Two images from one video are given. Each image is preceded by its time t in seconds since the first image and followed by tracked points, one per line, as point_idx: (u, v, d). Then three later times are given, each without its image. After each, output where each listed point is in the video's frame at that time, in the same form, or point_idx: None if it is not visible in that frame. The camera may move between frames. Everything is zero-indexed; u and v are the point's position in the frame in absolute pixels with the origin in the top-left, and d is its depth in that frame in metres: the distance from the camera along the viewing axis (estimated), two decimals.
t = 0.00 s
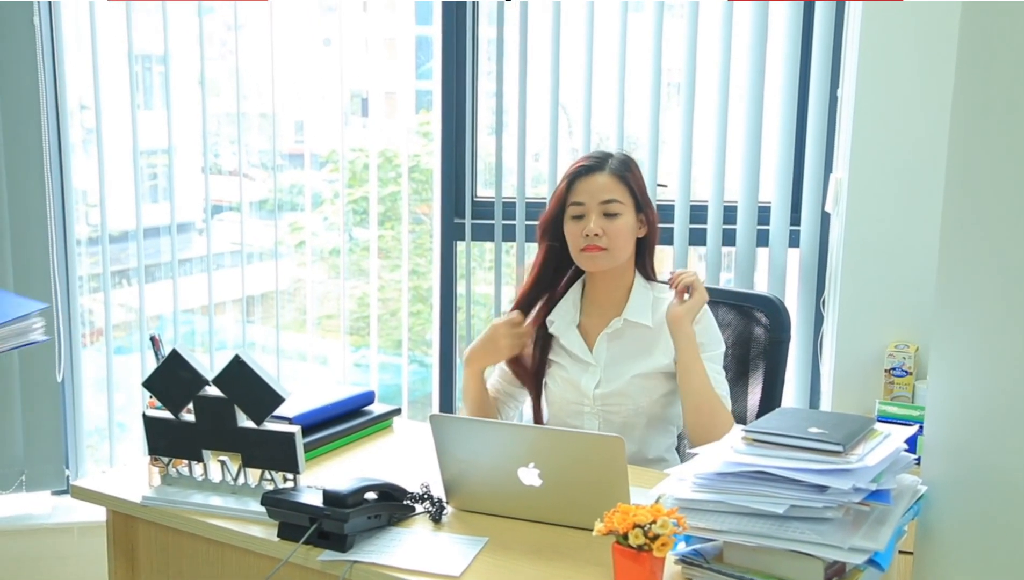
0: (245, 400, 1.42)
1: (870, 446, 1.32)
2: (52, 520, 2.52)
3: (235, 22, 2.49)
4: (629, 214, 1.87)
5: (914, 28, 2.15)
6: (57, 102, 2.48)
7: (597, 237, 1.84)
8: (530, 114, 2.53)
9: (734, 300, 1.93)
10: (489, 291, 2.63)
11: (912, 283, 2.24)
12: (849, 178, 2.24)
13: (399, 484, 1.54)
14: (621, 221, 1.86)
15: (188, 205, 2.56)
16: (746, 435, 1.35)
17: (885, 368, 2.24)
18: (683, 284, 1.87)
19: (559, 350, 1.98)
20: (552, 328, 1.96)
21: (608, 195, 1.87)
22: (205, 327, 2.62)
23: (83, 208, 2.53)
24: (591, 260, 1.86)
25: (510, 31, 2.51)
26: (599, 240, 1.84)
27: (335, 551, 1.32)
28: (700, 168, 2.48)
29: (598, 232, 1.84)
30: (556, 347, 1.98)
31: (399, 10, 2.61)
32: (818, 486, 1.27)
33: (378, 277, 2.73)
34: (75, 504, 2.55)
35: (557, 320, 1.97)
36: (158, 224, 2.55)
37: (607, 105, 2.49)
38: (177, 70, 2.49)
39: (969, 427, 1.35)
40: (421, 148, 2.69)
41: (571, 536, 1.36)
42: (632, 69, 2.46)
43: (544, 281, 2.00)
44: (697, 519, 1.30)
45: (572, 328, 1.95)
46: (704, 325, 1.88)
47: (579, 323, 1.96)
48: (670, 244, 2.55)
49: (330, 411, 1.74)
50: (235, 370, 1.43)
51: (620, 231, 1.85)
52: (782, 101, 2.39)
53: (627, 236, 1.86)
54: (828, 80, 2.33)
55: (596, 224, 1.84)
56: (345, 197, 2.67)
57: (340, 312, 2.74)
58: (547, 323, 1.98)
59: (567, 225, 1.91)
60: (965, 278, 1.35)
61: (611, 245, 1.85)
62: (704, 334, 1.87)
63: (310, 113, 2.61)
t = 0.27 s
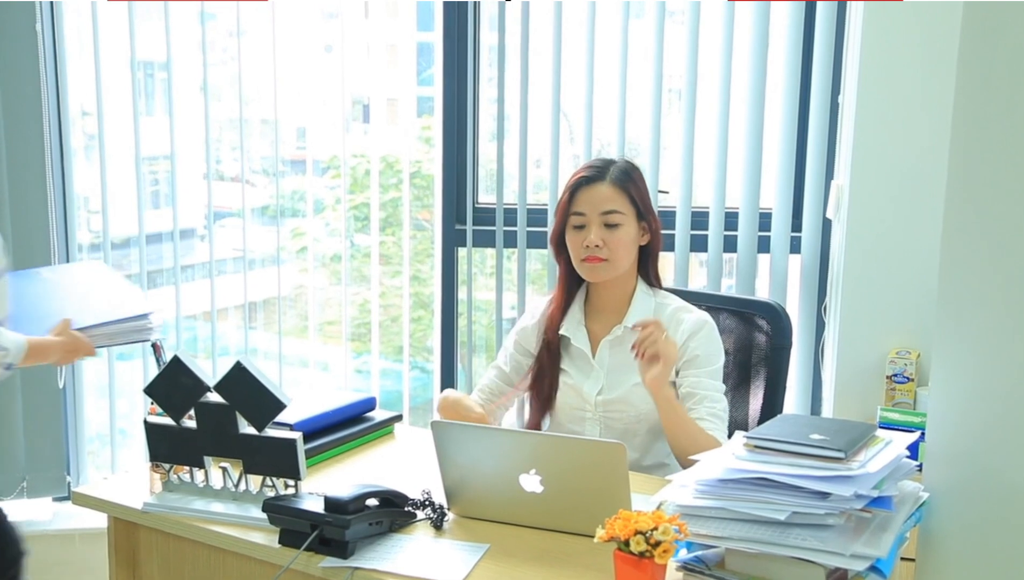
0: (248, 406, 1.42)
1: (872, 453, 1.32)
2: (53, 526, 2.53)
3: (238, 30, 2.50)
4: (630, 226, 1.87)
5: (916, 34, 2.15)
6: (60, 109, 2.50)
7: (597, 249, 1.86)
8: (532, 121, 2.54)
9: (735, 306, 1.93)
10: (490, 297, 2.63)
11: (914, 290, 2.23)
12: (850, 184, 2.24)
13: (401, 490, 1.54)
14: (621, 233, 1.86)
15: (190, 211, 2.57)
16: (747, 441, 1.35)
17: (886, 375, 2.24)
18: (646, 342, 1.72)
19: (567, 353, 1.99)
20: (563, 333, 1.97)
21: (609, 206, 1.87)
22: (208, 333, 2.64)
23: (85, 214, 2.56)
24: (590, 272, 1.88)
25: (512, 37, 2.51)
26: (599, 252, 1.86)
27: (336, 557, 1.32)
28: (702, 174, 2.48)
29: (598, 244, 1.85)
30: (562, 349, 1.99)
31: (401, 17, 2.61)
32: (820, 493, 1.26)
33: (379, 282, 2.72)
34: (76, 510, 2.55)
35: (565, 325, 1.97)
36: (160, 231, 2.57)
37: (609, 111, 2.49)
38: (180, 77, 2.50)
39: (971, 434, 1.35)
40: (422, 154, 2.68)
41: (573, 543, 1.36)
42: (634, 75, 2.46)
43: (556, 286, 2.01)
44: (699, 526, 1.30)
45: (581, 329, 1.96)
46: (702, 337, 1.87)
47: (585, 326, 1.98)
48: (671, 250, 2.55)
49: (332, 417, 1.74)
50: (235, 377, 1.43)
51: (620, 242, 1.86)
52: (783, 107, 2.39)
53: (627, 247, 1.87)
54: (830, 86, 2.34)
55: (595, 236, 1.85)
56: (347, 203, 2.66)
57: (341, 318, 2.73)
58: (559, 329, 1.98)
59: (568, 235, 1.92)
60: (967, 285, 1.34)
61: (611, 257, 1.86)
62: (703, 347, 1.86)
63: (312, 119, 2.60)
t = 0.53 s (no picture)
0: (249, 411, 1.42)
1: (873, 459, 1.32)
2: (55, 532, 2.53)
3: (240, 35, 2.52)
4: (631, 236, 1.87)
5: (917, 40, 2.15)
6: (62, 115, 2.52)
7: (597, 260, 1.86)
8: (533, 126, 2.54)
9: (738, 312, 1.93)
10: (491, 302, 2.63)
11: (915, 295, 2.24)
12: (852, 189, 2.24)
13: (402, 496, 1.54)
14: (621, 244, 1.86)
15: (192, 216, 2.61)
16: (750, 447, 1.35)
17: (888, 380, 2.24)
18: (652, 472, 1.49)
19: (569, 352, 1.98)
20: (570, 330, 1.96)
21: (609, 217, 1.86)
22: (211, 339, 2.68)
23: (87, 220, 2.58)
24: (592, 282, 1.88)
25: (513, 42, 2.51)
26: (600, 263, 1.86)
27: (338, 563, 1.32)
28: (703, 179, 2.48)
29: (599, 256, 1.85)
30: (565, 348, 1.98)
31: (402, 22, 2.60)
32: (821, 499, 1.26)
33: (380, 288, 2.72)
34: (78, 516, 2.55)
35: (573, 324, 1.96)
36: (163, 236, 2.61)
37: (610, 117, 2.49)
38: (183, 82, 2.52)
39: (972, 439, 1.35)
40: (424, 159, 2.67)
41: (574, 549, 1.36)
42: (635, 80, 2.46)
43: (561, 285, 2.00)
44: (701, 532, 1.30)
45: (589, 329, 1.95)
46: (705, 338, 1.86)
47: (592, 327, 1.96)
48: (673, 256, 2.55)
49: (333, 422, 1.74)
50: (239, 381, 1.43)
51: (621, 253, 1.86)
52: (784, 113, 2.40)
53: (628, 257, 1.87)
54: (831, 91, 2.34)
55: (596, 248, 1.85)
56: (348, 208, 2.67)
57: (343, 323, 2.74)
58: (565, 327, 1.97)
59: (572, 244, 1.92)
60: (968, 290, 1.35)
61: (612, 268, 1.86)
62: (704, 348, 1.85)
63: (313, 124, 2.61)
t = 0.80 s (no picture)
0: (250, 416, 1.42)
1: (875, 463, 1.31)
2: (55, 537, 2.53)
3: (241, 38, 2.57)
4: (632, 241, 1.86)
5: (918, 44, 2.15)
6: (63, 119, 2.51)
7: (598, 266, 1.85)
8: (534, 131, 2.54)
9: (740, 316, 1.93)
10: (491, 307, 2.63)
11: (916, 299, 2.24)
12: (853, 193, 2.24)
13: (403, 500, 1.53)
14: (623, 249, 1.85)
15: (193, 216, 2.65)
16: (751, 451, 1.35)
17: (889, 385, 2.24)
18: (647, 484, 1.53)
19: (575, 357, 1.98)
20: (578, 334, 1.96)
21: (609, 222, 1.85)
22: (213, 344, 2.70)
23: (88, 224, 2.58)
24: (594, 288, 1.87)
25: (514, 46, 2.50)
26: (601, 269, 1.85)
27: (339, 568, 1.32)
28: (704, 183, 2.48)
29: (600, 261, 1.84)
30: (573, 353, 1.98)
31: (403, 26, 2.60)
32: (822, 503, 1.26)
33: (382, 292, 2.72)
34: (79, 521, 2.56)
35: (580, 327, 1.96)
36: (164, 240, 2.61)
37: (611, 121, 2.49)
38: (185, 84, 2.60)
39: (974, 442, 1.35)
40: (424, 163, 2.67)
41: (575, 553, 1.36)
42: (636, 85, 2.46)
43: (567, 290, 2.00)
44: (701, 537, 1.30)
45: (596, 333, 1.95)
46: (712, 343, 1.86)
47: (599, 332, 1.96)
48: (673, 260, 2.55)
49: (333, 426, 1.74)
50: (238, 387, 1.42)
51: (622, 258, 1.85)
52: (785, 117, 2.40)
53: (631, 262, 1.86)
54: (832, 96, 2.34)
55: (597, 254, 1.85)
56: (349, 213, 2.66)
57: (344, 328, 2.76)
58: (572, 331, 1.97)
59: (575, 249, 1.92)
60: (971, 292, 1.34)
61: (613, 274, 1.85)
62: (711, 354, 1.85)
63: (315, 128, 2.62)
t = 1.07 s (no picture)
0: (250, 422, 1.42)
1: (875, 469, 1.32)
2: (55, 543, 2.53)
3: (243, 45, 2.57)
4: (638, 249, 1.86)
5: (917, 51, 2.16)
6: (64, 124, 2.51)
7: (604, 273, 1.85)
8: (535, 137, 2.54)
9: (739, 322, 1.93)
10: (492, 313, 2.63)
11: (916, 306, 2.24)
12: (853, 199, 2.25)
13: (403, 507, 1.53)
14: (628, 257, 1.85)
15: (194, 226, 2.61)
16: (751, 457, 1.35)
17: (890, 391, 2.23)
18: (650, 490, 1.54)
19: (578, 363, 1.97)
20: (580, 341, 1.95)
21: (616, 230, 1.85)
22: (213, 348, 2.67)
23: (89, 231, 2.55)
24: (599, 295, 1.87)
25: (514, 52, 2.51)
26: (606, 276, 1.85)
27: (339, 575, 1.32)
28: (704, 189, 2.48)
29: (606, 268, 1.84)
30: (576, 361, 1.97)
31: (404, 32, 2.60)
32: (823, 509, 1.26)
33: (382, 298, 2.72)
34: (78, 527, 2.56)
35: (584, 334, 1.95)
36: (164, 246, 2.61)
37: (611, 127, 2.49)
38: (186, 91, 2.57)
39: (976, 448, 1.35)
40: (425, 170, 2.66)
41: (576, 560, 1.36)
42: (636, 91, 2.46)
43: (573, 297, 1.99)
44: (702, 543, 1.30)
45: (600, 341, 1.94)
46: (717, 353, 1.86)
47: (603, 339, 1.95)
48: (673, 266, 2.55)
49: (334, 433, 1.74)
50: (239, 393, 1.42)
51: (628, 266, 1.85)
52: (785, 124, 2.40)
53: (636, 271, 1.86)
54: (832, 102, 2.34)
55: (602, 261, 1.84)
56: (349, 219, 2.67)
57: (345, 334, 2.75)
58: (576, 337, 1.96)
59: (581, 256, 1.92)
60: (972, 298, 1.35)
61: (619, 282, 1.85)
62: (714, 364, 1.85)
63: (315, 134, 2.65)
